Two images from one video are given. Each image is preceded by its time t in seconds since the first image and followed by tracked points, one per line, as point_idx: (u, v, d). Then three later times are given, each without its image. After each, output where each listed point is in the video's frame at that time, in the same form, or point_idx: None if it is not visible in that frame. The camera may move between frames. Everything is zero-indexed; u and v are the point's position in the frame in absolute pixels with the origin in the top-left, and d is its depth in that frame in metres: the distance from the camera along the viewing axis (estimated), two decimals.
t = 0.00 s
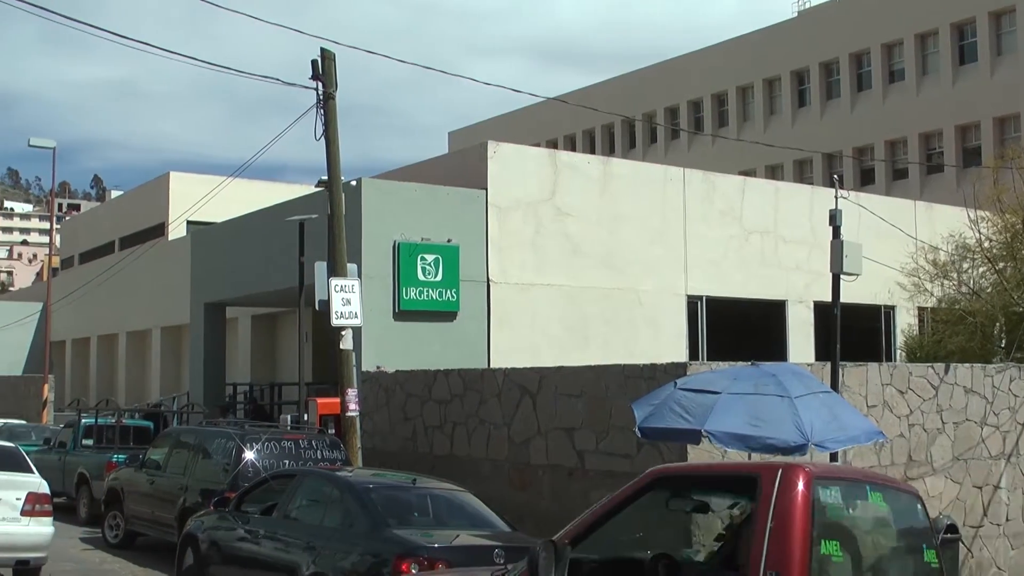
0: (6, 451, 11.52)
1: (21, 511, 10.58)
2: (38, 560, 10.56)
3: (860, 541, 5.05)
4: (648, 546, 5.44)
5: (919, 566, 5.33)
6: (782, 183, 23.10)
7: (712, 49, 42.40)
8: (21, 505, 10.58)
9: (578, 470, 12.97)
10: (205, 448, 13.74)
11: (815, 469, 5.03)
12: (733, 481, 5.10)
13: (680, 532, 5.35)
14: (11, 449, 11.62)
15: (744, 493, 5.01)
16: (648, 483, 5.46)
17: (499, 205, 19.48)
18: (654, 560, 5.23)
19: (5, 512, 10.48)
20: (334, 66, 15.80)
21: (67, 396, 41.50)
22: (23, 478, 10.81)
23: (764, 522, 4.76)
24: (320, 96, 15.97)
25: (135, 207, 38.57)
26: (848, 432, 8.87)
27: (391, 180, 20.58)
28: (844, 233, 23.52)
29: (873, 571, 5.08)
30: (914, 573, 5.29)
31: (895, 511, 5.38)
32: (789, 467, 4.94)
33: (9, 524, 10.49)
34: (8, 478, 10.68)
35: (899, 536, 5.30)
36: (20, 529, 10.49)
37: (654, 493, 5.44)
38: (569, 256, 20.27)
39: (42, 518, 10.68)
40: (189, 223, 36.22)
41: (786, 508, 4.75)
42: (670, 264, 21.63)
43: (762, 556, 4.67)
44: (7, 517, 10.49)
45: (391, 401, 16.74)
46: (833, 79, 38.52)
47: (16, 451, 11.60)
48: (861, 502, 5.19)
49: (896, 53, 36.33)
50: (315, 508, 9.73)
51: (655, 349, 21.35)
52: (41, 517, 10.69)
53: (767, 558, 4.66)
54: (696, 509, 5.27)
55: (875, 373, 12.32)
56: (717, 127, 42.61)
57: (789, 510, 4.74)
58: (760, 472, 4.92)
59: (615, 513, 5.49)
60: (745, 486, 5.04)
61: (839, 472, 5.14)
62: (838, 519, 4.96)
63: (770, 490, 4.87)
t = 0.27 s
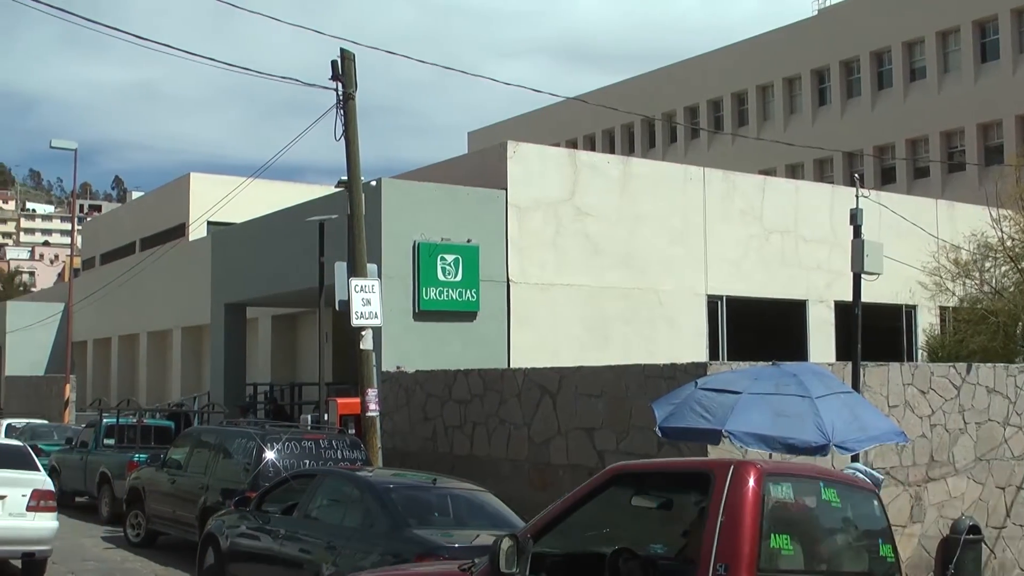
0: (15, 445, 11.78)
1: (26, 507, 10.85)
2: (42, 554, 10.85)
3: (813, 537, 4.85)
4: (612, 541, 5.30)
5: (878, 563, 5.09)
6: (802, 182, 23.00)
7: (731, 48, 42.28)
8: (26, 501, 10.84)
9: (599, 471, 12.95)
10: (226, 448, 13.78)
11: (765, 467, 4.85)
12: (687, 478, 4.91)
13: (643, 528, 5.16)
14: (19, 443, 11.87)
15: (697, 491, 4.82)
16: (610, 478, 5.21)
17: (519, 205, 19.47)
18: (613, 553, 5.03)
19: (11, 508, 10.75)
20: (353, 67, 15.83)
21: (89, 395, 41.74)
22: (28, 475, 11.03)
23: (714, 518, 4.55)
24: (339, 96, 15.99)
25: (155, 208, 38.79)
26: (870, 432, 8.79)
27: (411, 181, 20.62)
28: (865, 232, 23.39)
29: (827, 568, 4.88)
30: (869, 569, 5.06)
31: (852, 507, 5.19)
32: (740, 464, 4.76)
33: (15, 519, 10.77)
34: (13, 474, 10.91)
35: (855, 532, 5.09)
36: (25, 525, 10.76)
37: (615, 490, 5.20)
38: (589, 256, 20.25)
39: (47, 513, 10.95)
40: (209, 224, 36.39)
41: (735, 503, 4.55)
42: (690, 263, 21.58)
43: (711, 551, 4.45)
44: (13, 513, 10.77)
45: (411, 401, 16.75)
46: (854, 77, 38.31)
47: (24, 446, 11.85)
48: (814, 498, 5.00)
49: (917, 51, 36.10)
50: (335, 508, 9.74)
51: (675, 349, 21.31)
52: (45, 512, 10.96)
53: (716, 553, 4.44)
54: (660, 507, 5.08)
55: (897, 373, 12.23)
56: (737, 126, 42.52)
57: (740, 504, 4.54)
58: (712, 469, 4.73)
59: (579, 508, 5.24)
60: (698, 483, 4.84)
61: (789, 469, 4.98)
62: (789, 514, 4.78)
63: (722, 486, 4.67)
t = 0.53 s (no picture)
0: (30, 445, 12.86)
1: (36, 500, 11.95)
2: (51, 543, 11.89)
3: (798, 536, 4.96)
4: (604, 539, 5.25)
5: (865, 561, 5.19)
6: (824, 180, 22.89)
7: (753, 47, 42.16)
8: (35, 494, 11.94)
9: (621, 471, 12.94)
10: (249, 448, 13.84)
11: (751, 467, 4.94)
12: (675, 478, 4.97)
13: (637, 526, 5.13)
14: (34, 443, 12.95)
15: (683, 490, 4.89)
16: (606, 476, 5.29)
17: (540, 205, 19.47)
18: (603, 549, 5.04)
19: (23, 501, 11.87)
20: (375, 68, 15.87)
21: (113, 395, 42.03)
22: (38, 471, 12.17)
23: (699, 517, 4.63)
24: (361, 97, 16.05)
25: (178, 209, 39.04)
26: (893, 433, 8.76)
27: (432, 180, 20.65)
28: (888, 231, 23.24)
29: (814, 566, 4.97)
30: (858, 567, 5.15)
31: (840, 506, 5.30)
32: (726, 463, 4.84)
33: (26, 511, 11.87)
34: (24, 471, 12.07)
35: (842, 532, 5.20)
36: (35, 516, 11.85)
37: (608, 487, 5.28)
38: (611, 255, 20.25)
39: (55, 506, 12.04)
40: (232, 224, 36.56)
41: (720, 502, 4.63)
42: (712, 263, 21.52)
43: (696, 548, 4.54)
44: (24, 505, 11.88)
45: (433, 401, 16.79)
46: (877, 75, 38.07)
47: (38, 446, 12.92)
48: (800, 497, 5.11)
49: (940, 49, 35.82)
50: (358, 508, 9.76)
51: (697, 349, 21.27)
52: (53, 505, 12.05)
53: (700, 552, 4.52)
54: (650, 504, 5.08)
55: (920, 373, 12.15)
56: (759, 125, 42.42)
57: (725, 502, 4.63)
58: (697, 469, 4.80)
59: (573, 503, 5.31)
60: (686, 483, 4.90)
61: (776, 468, 5.07)
62: (774, 514, 4.87)
63: (708, 485, 4.75)
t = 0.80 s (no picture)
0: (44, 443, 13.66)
1: (50, 494, 12.76)
2: (65, 535, 12.72)
3: (793, 535, 4.97)
4: (603, 537, 5.30)
5: (863, 560, 5.22)
6: (847, 179, 22.77)
7: (775, 46, 42.01)
8: (49, 489, 12.76)
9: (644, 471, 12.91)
10: (272, 448, 13.89)
11: (746, 466, 4.93)
12: (670, 477, 4.99)
13: (636, 525, 5.15)
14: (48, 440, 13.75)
15: (681, 489, 4.91)
16: (604, 474, 5.34)
17: (562, 205, 19.46)
18: (602, 549, 5.00)
19: (37, 495, 12.70)
20: (396, 69, 15.90)
21: (136, 396, 42.35)
22: (52, 467, 12.98)
23: (694, 516, 4.66)
24: (383, 98, 16.09)
25: (200, 210, 39.28)
26: (917, 433, 8.69)
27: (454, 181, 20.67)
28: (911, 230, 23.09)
29: (810, 565, 4.99)
30: (856, 565, 5.18)
31: (838, 506, 5.30)
32: (721, 463, 4.84)
33: (41, 505, 12.70)
34: (39, 468, 12.86)
35: (839, 530, 5.22)
36: (49, 510, 12.67)
37: (606, 484, 5.33)
38: (632, 255, 20.23)
39: (67, 500, 12.84)
40: (254, 225, 36.73)
41: (715, 503, 4.65)
42: (734, 262, 21.46)
43: (691, 547, 4.57)
44: (39, 500, 12.70)
45: (455, 401, 16.82)
46: (900, 73, 37.84)
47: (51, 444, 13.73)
48: (796, 496, 5.12)
49: (964, 46, 35.55)
50: (380, 509, 9.78)
51: (719, 348, 21.21)
52: (66, 499, 12.87)
53: (695, 550, 4.55)
54: (646, 502, 5.11)
55: (944, 374, 12.07)
56: (781, 124, 42.29)
57: (720, 502, 4.65)
58: (693, 468, 4.82)
59: (571, 501, 5.38)
60: (682, 482, 4.91)
61: (771, 468, 5.08)
62: (770, 512, 4.89)
63: (702, 485, 4.76)
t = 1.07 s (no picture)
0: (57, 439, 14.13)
1: (60, 486, 13.25)
2: (76, 525, 13.17)
3: (796, 534, 4.96)
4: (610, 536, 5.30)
5: (867, 559, 5.22)
6: (867, 178, 22.68)
7: (794, 45, 41.89)
8: (60, 482, 13.25)
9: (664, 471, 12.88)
10: (292, 448, 13.94)
11: (749, 465, 4.93)
12: (673, 476, 5.00)
13: (639, 525, 5.17)
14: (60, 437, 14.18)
15: (685, 488, 4.91)
16: (607, 474, 5.35)
17: (581, 205, 19.45)
18: (607, 548, 5.04)
19: (49, 488, 13.19)
20: (416, 69, 15.92)
21: (156, 396, 42.60)
22: (63, 461, 13.48)
23: (697, 515, 4.65)
24: (402, 98, 16.12)
25: (220, 210, 39.47)
26: (939, 434, 8.60)
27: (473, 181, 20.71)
28: (931, 229, 22.96)
29: (814, 565, 4.98)
30: (860, 565, 5.18)
31: (842, 506, 5.32)
32: (725, 463, 4.83)
33: (52, 497, 13.18)
34: (51, 461, 13.39)
35: (842, 530, 5.22)
36: (60, 501, 13.14)
37: (611, 484, 5.35)
38: (652, 255, 20.21)
39: (77, 492, 13.28)
40: (274, 225, 36.86)
41: (717, 502, 4.65)
42: (753, 262, 21.40)
43: (693, 546, 4.56)
44: (50, 492, 13.18)
45: (475, 401, 16.86)
46: (921, 72, 37.63)
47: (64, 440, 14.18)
48: (800, 496, 5.12)
49: (985, 44, 35.30)
50: (399, 508, 9.80)
51: (739, 348, 21.15)
52: (76, 491, 13.32)
53: (698, 549, 4.54)
54: (652, 501, 5.10)
55: (965, 373, 12.01)
56: (801, 123, 42.15)
57: (722, 501, 4.64)
58: (697, 467, 4.82)
59: (579, 499, 5.38)
60: (687, 481, 4.91)
61: (776, 467, 5.08)
62: (773, 512, 4.88)
63: (706, 485, 4.75)
